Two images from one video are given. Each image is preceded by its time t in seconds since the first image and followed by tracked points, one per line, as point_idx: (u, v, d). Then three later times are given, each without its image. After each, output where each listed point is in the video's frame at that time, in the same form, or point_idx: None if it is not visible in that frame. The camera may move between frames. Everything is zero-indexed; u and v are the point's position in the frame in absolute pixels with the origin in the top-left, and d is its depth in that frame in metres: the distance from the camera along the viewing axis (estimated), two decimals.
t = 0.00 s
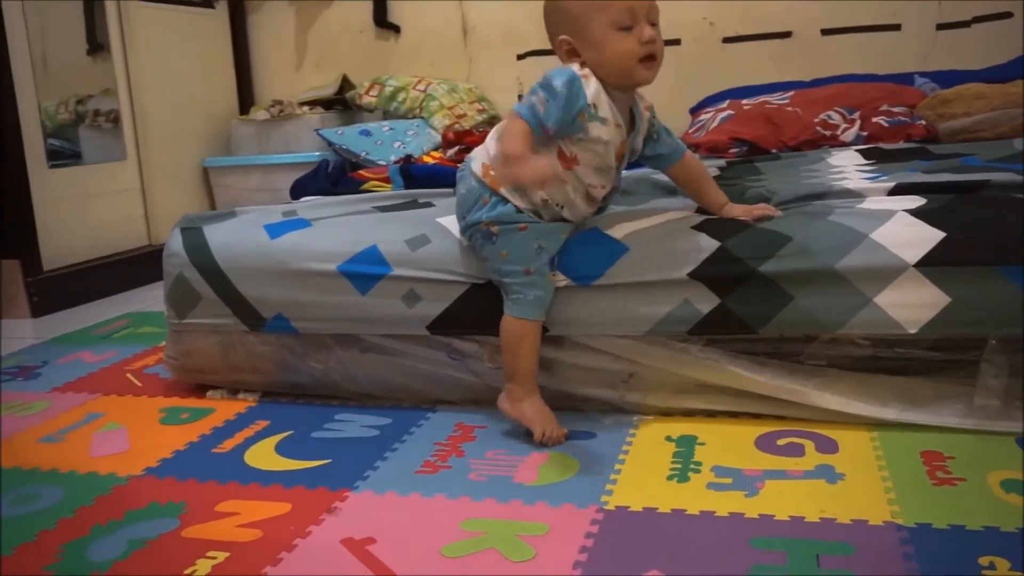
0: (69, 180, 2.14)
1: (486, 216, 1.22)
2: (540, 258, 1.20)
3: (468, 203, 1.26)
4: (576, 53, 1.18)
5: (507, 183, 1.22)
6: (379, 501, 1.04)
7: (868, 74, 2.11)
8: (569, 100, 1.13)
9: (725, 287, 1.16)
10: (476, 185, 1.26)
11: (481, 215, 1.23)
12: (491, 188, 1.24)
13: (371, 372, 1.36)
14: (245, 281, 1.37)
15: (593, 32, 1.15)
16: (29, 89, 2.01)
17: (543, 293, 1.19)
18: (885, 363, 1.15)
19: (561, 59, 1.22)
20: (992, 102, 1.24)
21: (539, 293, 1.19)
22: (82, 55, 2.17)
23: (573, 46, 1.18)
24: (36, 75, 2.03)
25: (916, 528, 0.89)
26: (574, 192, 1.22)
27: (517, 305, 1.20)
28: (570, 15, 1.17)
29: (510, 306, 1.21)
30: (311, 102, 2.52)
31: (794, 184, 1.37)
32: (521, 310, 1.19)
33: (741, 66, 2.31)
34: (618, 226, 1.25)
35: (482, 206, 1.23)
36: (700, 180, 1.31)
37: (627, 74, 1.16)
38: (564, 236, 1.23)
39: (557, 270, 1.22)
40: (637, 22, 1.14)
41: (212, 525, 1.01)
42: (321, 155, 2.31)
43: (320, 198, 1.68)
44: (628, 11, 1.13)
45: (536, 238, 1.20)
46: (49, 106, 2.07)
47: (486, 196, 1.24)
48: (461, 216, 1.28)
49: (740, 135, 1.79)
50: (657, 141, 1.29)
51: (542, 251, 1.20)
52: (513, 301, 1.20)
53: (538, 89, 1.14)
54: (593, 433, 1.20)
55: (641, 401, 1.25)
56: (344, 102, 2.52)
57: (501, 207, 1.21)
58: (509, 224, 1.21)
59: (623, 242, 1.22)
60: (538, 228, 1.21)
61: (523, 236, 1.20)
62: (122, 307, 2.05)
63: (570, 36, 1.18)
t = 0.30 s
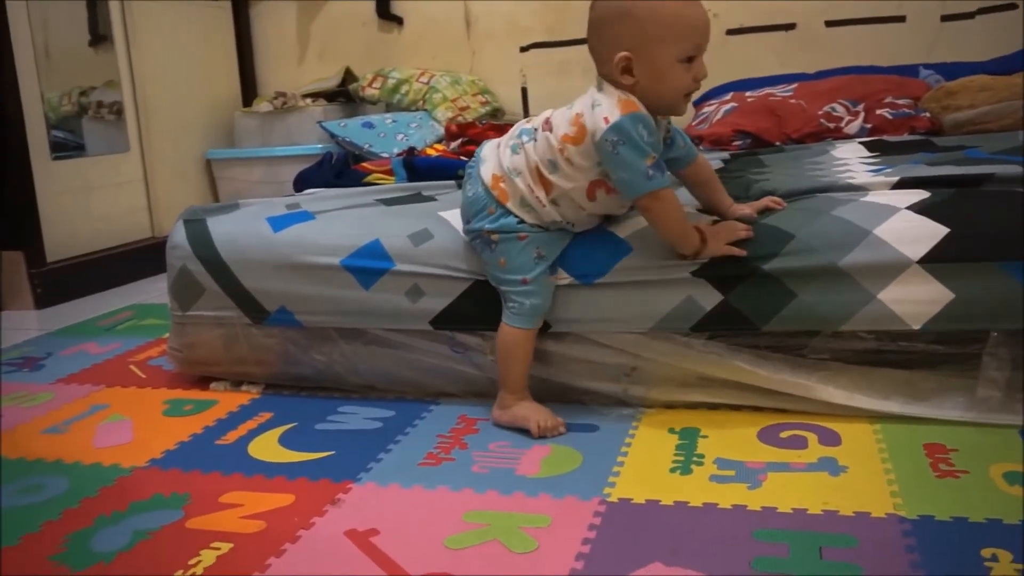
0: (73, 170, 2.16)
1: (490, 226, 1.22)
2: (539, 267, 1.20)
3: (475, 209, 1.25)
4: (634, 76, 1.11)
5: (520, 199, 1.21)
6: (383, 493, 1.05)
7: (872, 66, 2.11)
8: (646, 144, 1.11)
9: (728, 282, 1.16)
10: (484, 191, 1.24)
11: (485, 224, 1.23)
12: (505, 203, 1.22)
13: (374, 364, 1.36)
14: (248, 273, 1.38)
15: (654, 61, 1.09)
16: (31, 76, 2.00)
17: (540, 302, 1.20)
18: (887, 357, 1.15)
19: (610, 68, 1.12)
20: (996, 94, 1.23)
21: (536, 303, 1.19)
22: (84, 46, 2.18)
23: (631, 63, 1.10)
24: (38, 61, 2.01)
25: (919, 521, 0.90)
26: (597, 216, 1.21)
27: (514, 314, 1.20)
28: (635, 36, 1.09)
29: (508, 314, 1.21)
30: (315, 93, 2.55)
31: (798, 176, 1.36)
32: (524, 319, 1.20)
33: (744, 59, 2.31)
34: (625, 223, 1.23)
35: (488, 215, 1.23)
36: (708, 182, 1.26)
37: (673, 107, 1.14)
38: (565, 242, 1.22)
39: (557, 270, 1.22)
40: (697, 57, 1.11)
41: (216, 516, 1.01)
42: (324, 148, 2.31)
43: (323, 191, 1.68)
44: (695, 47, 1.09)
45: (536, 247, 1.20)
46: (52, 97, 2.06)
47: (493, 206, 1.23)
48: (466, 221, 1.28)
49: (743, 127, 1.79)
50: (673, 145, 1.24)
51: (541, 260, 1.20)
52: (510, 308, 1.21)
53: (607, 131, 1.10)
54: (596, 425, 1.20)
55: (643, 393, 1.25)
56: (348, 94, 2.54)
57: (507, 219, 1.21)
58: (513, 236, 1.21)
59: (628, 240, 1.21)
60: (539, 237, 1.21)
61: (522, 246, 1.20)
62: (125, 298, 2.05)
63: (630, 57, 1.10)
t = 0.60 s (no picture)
0: (75, 170, 2.18)
1: (502, 236, 1.20)
2: (555, 274, 1.19)
3: (480, 218, 1.23)
4: (640, 86, 1.11)
5: (527, 207, 1.19)
6: (384, 492, 1.05)
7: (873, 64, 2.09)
8: (655, 152, 1.11)
9: (730, 281, 1.16)
10: (491, 200, 1.23)
11: (495, 234, 1.21)
12: (512, 212, 1.20)
13: (376, 363, 1.36)
14: (250, 273, 1.38)
15: (661, 71, 1.10)
16: (35, 77, 2.05)
17: (560, 312, 1.19)
18: (889, 355, 1.14)
19: (616, 78, 1.12)
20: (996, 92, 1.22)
21: (555, 311, 1.19)
22: (87, 45, 2.18)
23: (637, 73, 1.11)
24: (41, 62, 2.06)
25: (921, 519, 0.89)
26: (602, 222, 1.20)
27: (533, 324, 1.19)
28: (642, 46, 1.09)
29: (526, 323, 1.20)
30: (316, 93, 2.55)
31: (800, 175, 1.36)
32: (538, 327, 1.19)
33: (746, 57, 2.31)
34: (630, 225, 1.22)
35: (497, 225, 1.21)
36: (707, 183, 1.25)
37: (678, 115, 1.15)
38: (574, 247, 1.22)
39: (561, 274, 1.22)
40: (702, 68, 1.12)
41: (218, 514, 1.01)
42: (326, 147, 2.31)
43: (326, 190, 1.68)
44: (701, 57, 1.10)
45: (550, 254, 1.20)
46: (55, 96, 2.10)
47: (502, 215, 1.21)
48: (470, 231, 1.26)
49: (745, 126, 1.79)
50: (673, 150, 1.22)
51: (557, 266, 1.20)
52: (529, 317, 1.20)
53: (619, 137, 1.09)
54: (598, 424, 1.20)
55: (645, 392, 1.25)
56: (349, 93, 2.55)
57: (518, 229, 1.20)
58: (527, 245, 1.19)
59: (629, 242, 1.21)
60: (551, 244, 1.20)
61: (536, 254, 1.19)
62: (128, 297, 2.06)
63: (637, 68, 1.10)
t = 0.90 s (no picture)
0: (78, 169, 2.14)
1: (509, 242, 1.19)
2: (565, 277, 1.19)
3: (484, 225, 1.22)
4: (635, 82, 1.12)
5: (531, 209, 1.19)
6: (387, 490, 1.05)
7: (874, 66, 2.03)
8: (658, 144, 1.11)
9: (733, 280, 1.15)
10: (494, 207, 1.22)
11: (502, 239, 1.20)
12: (517, 214, 1.20)
13: (379, 362, 1.36)
14: (254, 272, 1.38)
15: (656, 70, 1.10)
16: (39, 76, 2.00)
17: (571, 316, 1.19)
18: (892, 355, 1.14)
19: (612, 74, 1.14)
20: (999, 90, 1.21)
21: (567, 313, 1.19)
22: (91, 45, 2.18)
23: (633, 70, 1.11)
24: (45, 61, 2.02)
25: (924, 519, 0.89)
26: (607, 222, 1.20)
27: (545, 327, 1.19)
28: (638, 43, 1.10)
29: (538, 327, 1.20)
30: (319, 92, 2.53)
31: (803, 175, 1.35)
32: (550, 330, 1.19)
33: (750, 56, 2.30)
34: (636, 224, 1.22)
35: (503, 231, 1.21)
36: (706, 182, 1.23)
37: (674, 118, 1.15)
38: (579, 248, 1.22)
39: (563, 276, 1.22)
40: (699, 70, 1.12)
41: (222, 512, 1.02)
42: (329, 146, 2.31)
43: (329, 189, 1.68)
44: (698, 59, 1.11)
45: (558, 257, 1.20)
46: (59, 96, 2.06)
47: (507, 221, 1.20)
48: (473, 237, 1.25)
49: (748, 125, 1.79)
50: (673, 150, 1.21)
51: (566, 269, 1.20)
52: (541, 321, 1.19)
53: (621, 130, 1.10)
54: (601, 423, 1.20)
55: (648, 391, 1.24)
56: (353, 92, 2.52)
57: (526, 234, 1.19)
58: (536, 249, 1.19)
59: (631, 242, 1.21)
60: (558, 247, 1.20)
61: (545, 258, 1.19)
62: (132, 297, 2.06)
63: (632, 64, 1.11)
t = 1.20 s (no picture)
0: (82, 168, 2.13)
1: (512, 237, 1.19)
2: (566, 273, 1.19)
3: (484, 218, 1.22)
4: (643, 77, 1.12)
5: (528, 197, 1.19)
6: (391, 487, 1.05)
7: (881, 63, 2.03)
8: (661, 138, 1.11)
9: (738, 277, 1.15)
10: (495, 202, 1.21)
11: (504, 234, 1.19)
12: (513, 203, 1.20)
13: (383, 360, 1.36)
14: (258, 270, 1.38)
15: (665, 67, 1.11)
16: (44, 73, 2.00)
17: (572, 312, 1.19)
18: (897, 353, 1.14)
19: (621, 66, 1.14)
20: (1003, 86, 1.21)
21: (568, 309, 1.19)
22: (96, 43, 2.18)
23: (643, 65, 1.12)
24: (50, 59, 2.01)
25: (929, 517, 0.89)
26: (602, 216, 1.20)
27: (546, 324, 1.19)
28: (651, 39, 1.11)
29: (538, 322, 1.20)
30: (324, 90, 2.52)
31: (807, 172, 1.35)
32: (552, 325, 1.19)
33: (755, 54, 2.30)
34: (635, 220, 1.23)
35: (505, 225, 1.20)
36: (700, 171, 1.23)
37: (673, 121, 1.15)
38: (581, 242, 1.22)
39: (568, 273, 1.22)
40: (706, 75, 1.13)
41: (226, 509, 1.02)
42: (333, 143, 2.31)
43: (334, 186, 1.68)
44: (706, 63, 1.12)
45: (561, 252, 1.19)
46: (63, 93, 2.06)
47: (509, 215, 1.20)
48: (472, 230, 1.25)
49: (753, 123, 1.78)
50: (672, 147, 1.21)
51: (568, 264, 1.19)
52: (542, 317, 1.19)
53: (626, 122, 1.09)
54: (606, 421, 1.20)
55: (652, 389, 1.24)
56: (357, 90, 2.52)
57: (527, 228, 1.19)
58: (537, 244, 1.18)
59: (637, 241, 1.21)
60: (560, 242, 1.19)
61: (548, 253, 1.18)
62: (136, 295, 2.06)
63: (643, 58, 1.11)
